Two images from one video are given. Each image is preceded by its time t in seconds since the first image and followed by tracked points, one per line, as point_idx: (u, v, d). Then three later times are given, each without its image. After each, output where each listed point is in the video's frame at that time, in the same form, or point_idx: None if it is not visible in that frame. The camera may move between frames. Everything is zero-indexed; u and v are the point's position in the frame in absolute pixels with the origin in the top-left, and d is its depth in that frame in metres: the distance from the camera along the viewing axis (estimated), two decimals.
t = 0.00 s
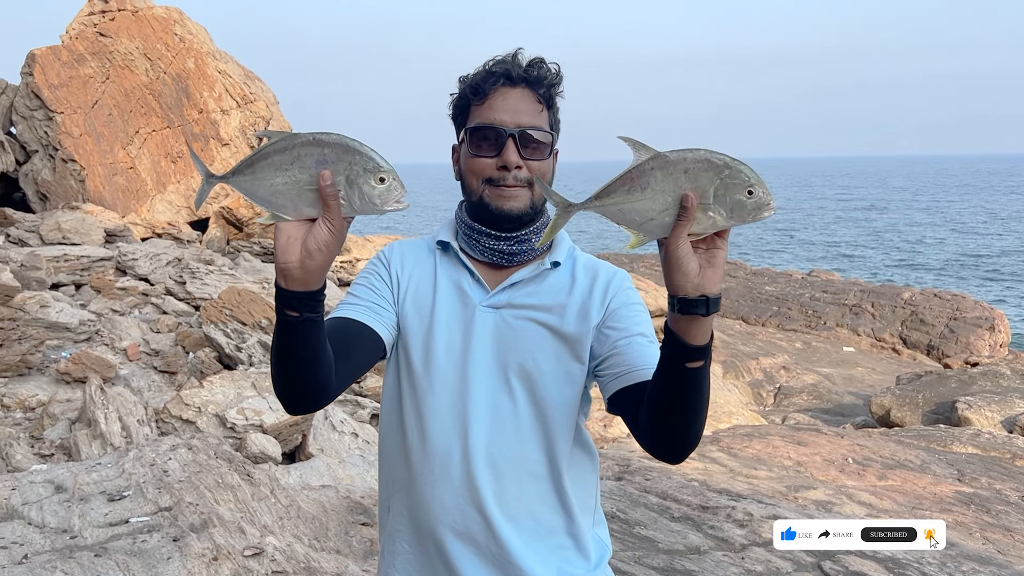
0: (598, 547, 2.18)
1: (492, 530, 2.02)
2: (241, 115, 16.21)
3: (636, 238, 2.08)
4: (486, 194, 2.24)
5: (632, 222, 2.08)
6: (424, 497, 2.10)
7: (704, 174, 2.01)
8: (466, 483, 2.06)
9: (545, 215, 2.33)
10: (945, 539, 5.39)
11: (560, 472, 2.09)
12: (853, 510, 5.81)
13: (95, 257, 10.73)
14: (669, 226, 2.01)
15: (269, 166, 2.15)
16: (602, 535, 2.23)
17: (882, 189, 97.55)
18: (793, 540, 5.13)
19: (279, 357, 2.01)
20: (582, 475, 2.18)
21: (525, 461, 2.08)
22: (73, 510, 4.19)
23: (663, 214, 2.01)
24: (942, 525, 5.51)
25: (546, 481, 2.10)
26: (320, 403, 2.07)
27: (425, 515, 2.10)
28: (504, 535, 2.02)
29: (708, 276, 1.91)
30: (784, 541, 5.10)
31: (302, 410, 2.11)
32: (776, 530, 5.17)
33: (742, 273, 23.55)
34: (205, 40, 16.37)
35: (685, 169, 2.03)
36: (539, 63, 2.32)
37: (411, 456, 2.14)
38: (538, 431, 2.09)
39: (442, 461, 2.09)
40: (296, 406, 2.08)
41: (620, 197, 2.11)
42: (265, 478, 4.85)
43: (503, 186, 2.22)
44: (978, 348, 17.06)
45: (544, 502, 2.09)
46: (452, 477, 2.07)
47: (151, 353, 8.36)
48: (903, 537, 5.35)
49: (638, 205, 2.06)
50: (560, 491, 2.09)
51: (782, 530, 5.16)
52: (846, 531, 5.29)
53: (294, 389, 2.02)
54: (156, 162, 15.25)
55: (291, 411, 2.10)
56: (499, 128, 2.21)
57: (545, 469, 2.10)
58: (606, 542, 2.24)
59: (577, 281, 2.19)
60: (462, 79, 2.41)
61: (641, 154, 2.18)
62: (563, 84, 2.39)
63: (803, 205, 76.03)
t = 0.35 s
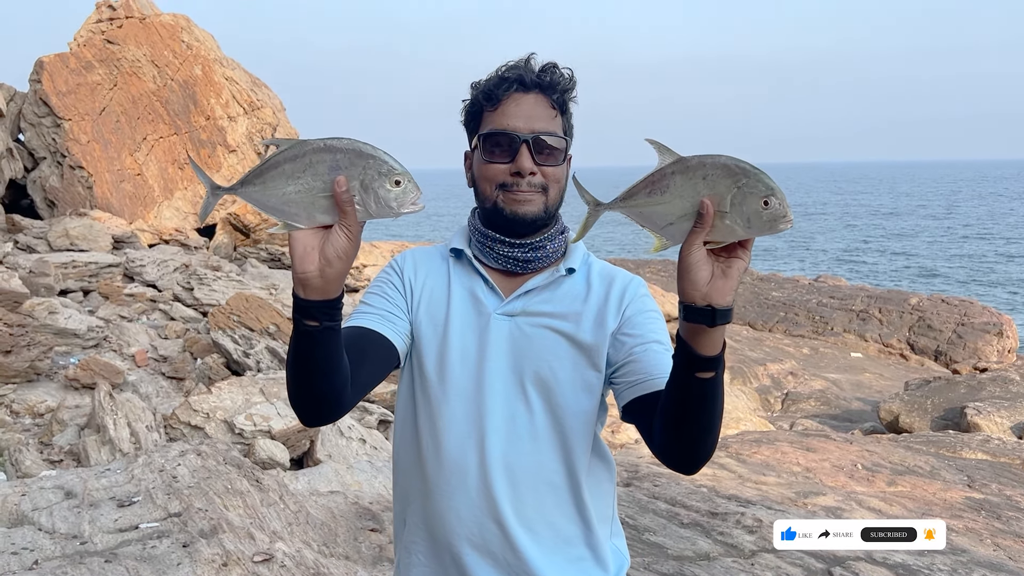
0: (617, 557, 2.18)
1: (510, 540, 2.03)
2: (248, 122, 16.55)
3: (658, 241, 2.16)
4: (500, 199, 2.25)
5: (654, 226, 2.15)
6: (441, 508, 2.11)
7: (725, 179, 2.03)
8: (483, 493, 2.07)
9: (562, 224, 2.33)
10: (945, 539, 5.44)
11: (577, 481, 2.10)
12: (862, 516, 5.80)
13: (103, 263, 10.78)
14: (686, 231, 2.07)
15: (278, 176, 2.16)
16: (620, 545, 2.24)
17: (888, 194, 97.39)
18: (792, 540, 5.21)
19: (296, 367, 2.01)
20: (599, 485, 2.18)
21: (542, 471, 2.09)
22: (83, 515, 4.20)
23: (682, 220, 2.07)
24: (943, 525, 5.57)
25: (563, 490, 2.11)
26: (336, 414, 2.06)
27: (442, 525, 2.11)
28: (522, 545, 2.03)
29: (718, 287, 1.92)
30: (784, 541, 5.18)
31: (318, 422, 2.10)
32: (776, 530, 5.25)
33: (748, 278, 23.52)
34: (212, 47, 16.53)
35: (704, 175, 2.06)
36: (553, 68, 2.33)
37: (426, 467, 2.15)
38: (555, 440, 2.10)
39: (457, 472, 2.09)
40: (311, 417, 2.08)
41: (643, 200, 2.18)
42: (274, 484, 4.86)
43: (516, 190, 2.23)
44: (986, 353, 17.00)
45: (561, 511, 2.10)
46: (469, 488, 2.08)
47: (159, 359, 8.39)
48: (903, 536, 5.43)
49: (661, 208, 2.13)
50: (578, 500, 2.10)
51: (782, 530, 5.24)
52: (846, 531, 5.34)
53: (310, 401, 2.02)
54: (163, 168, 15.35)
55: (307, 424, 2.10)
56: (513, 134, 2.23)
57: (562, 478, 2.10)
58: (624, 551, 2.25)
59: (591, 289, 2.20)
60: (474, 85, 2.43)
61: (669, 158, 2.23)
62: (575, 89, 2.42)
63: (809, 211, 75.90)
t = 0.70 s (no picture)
0: (627, 558, 2.18)
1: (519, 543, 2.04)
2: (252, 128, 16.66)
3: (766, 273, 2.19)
4: (506, 200, 2.26)
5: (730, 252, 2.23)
6: (452, 514, 2.12)
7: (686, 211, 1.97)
8: (494, 497, 2.08)
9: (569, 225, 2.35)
10: (945, 538, 5.54)
11: (586, 483, 2.12)
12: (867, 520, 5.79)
13: (107, 269, 10.81)
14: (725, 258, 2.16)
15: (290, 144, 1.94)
16: (632, 548, 2.25)
17: (892, 198, 97.29)
18: (793, 541, 5.23)
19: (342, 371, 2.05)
20: (610, 488, 2.19)
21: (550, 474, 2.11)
22: (89, 521, 4.20)
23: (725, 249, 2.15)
24: (944, 525, 5.65)
25: (573, 492, 2.12)
26: (387, 421, 2.10)
27: (452, 529, 2.12)
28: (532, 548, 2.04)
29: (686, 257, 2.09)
30: (783, 541, 5.21)
31: (367, 436, 2.14)
32: (776, 531, 5.27)
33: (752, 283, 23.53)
34: (216, 53, 16.63)
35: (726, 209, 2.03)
36: (560, 69, 2.35)
37: (437, 472, 2.17)
38: (564, 444, 2.11)
39: (467, 475, 2.11)
40: (359, 427, 2.11)
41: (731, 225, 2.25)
42: (279, 490, 4.88)
43: (523, 191, 2.24)
44: (991, 358, 16.98)
45: (570, 514, 2.11)
46: (480, 492, 2.10)
47: (164, 364, 8.40)
48: (904, 537, 5.47)
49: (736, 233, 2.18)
50: (589, 503, 2.12)
51: (782, 530, 5.27)
52: (846, 531, 5.37)
53: (358, 407, 2.06)
54: (168, 174, 15.42)
55: (353, 437, 2.13)
56: (520, 135, 2.25)
57: (571, 481, 2.12)
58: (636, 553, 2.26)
59: (600, 289, 2.22)
60: (479, 86, 2.44)
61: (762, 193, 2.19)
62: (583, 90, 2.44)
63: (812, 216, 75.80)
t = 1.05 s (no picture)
0: (638, 551, 2.18)
1: (530, 544, 2.04)
2: (254, 131, 16.80)
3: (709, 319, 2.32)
4: (512, 200, 2.28)
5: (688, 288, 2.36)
6: (462, 515, 2.13)
7: (610, 259, 2.09)
8: (503, 497, 2.10)
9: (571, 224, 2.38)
10: (945, 539, 5.52)
11: (595, 481, 2.13)
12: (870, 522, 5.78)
13: (110, 273, 10.83)
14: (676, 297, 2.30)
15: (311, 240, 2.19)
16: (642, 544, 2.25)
17: (893, 201, 97.23)
18: (793, 541, 5.22)
19: (381, 382, 2.09)
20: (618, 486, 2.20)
21: (560, 472, 2.12)
22: (92, 524, 4.20)
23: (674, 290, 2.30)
24: (942, 525, 5.65)
25: (582, 490, 2.13)
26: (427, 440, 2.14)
27: (464, 531, 2.12)
28: (543, 548, 2.04)
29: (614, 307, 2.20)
30: (783, 541, 5.21)
31: (408, 449, 2.14)
32: (776, 531, 5.28)
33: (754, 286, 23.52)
34: (218, 57, 16.67)
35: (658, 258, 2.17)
36: (563, 66, 2.36)
37: (448, 475, 2.18)
38: (571, 443, 2.14)
39: (478, 477, 2.13)
40: (397, 436, 2.11)
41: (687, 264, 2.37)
42: (282, 493, 4.88)
43: (529, 192, 2.26)
44: (993, 361, 16.97)
45: (579, 513, 2.12)
46: (490, 492, 2.11)
47: (167, 368, 8.42)
48: (903, 537, 5.48)
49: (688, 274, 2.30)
50: (598, 501, 2.13)
51: (782, 531, 5.27)
52: (846, 532, 5.38)
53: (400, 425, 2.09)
54: (170, 178, 15.45)
55: (388, 448, 2.13)
56: (526, 135, 2.26)
57: (580, 480, 2.13)
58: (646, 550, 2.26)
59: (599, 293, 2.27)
60: (483, 79, 2.43)
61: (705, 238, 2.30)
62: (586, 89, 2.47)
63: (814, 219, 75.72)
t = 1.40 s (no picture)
0: (637, 546, 2.18)
1: (530, 540, 2.04)
2: (255, 132, 16.78)
3: (684, 321, 2.30)
4: (509, 201, 2.29)
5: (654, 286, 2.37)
6: (462, 511, 2.13)
7: (582, 264, 2.07)
8: (503, 494, 2.10)
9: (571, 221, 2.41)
10: (946, 539, 5.50)
11: (594, 478, 2.13)
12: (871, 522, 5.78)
13: (111, 274, 10.84)
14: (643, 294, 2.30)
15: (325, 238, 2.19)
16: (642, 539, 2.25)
17: (894, 201, 97.23)
18: (792, 541, 5.22)
19: (385, 378, 2.11)
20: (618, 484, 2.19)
21: (559, 470, 2.12)
22: (93, 523, 4.20)
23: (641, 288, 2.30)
24: (943, 525, 5.64)
25: (581, 488, 2.13)
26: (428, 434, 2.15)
27: (464, 528, 2.12)
28: (542, 544, 2.05)
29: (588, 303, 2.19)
30: (783, 541, 5.20)
31: (409, 443, 2.15)
32: (776, 531, 5.27)
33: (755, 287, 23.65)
34: (219, 58, 16.68)
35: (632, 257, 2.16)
36: (560, 60, 2.33)
37: (448, 472, 2.18)
38: (570, 441, 2.14)
39: (478, 474, 2.13)
40: (397, 431, 2.13)
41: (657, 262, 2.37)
42: (282, 493, 4.89)
43: (526, 194, 2.27)
44: (995, 361, 16.97)
45: (579, 510, 2.11)
46: (489, 489, 2.12)
47: (167, 368, 8.42)
48: (903, 537, 5.47)
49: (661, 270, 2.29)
50: (597, 497, 2.13)
51: (782, 531, 5.25)
52: (846, 532, 5.37)
53: (406, 421, 2.11)
54: (171, 179, 15.46)
55: (389, 443, 2.15)
56: (520, 137, 2.26)
57: (579, 478, 2.13)
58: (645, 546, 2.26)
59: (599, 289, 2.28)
60: (479, 75, 2.41)
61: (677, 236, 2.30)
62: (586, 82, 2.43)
63: (815, 219, 75.71)
